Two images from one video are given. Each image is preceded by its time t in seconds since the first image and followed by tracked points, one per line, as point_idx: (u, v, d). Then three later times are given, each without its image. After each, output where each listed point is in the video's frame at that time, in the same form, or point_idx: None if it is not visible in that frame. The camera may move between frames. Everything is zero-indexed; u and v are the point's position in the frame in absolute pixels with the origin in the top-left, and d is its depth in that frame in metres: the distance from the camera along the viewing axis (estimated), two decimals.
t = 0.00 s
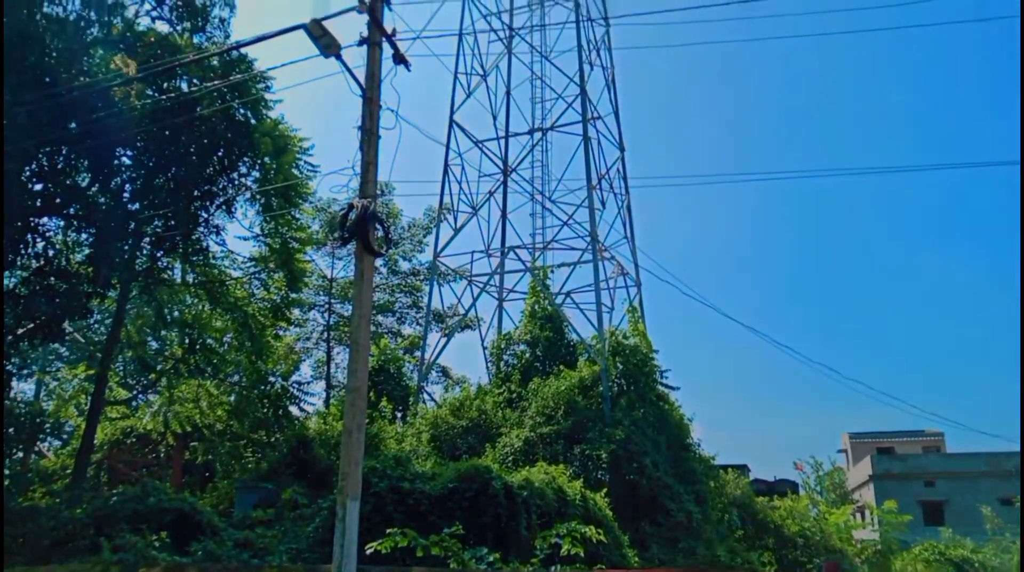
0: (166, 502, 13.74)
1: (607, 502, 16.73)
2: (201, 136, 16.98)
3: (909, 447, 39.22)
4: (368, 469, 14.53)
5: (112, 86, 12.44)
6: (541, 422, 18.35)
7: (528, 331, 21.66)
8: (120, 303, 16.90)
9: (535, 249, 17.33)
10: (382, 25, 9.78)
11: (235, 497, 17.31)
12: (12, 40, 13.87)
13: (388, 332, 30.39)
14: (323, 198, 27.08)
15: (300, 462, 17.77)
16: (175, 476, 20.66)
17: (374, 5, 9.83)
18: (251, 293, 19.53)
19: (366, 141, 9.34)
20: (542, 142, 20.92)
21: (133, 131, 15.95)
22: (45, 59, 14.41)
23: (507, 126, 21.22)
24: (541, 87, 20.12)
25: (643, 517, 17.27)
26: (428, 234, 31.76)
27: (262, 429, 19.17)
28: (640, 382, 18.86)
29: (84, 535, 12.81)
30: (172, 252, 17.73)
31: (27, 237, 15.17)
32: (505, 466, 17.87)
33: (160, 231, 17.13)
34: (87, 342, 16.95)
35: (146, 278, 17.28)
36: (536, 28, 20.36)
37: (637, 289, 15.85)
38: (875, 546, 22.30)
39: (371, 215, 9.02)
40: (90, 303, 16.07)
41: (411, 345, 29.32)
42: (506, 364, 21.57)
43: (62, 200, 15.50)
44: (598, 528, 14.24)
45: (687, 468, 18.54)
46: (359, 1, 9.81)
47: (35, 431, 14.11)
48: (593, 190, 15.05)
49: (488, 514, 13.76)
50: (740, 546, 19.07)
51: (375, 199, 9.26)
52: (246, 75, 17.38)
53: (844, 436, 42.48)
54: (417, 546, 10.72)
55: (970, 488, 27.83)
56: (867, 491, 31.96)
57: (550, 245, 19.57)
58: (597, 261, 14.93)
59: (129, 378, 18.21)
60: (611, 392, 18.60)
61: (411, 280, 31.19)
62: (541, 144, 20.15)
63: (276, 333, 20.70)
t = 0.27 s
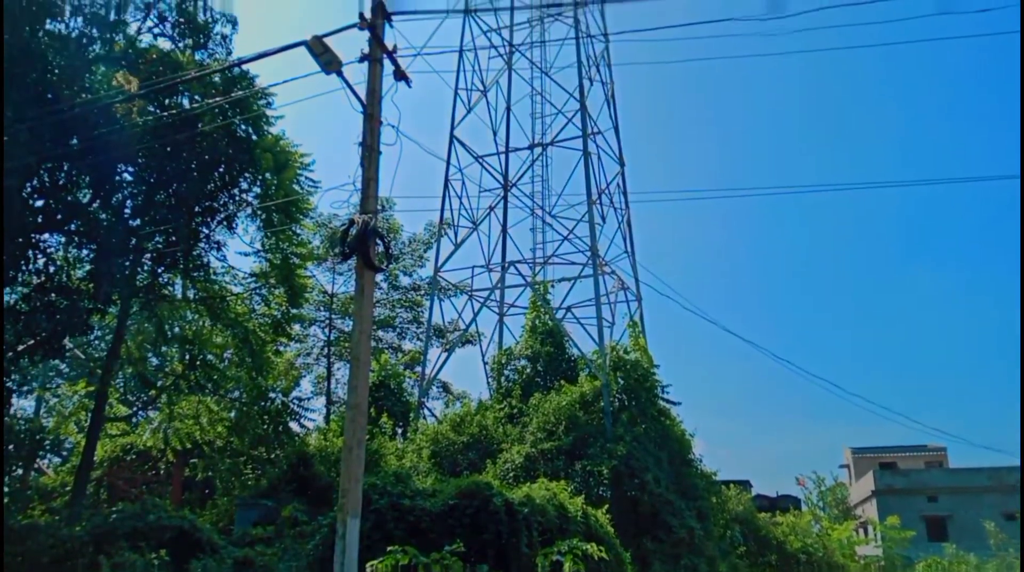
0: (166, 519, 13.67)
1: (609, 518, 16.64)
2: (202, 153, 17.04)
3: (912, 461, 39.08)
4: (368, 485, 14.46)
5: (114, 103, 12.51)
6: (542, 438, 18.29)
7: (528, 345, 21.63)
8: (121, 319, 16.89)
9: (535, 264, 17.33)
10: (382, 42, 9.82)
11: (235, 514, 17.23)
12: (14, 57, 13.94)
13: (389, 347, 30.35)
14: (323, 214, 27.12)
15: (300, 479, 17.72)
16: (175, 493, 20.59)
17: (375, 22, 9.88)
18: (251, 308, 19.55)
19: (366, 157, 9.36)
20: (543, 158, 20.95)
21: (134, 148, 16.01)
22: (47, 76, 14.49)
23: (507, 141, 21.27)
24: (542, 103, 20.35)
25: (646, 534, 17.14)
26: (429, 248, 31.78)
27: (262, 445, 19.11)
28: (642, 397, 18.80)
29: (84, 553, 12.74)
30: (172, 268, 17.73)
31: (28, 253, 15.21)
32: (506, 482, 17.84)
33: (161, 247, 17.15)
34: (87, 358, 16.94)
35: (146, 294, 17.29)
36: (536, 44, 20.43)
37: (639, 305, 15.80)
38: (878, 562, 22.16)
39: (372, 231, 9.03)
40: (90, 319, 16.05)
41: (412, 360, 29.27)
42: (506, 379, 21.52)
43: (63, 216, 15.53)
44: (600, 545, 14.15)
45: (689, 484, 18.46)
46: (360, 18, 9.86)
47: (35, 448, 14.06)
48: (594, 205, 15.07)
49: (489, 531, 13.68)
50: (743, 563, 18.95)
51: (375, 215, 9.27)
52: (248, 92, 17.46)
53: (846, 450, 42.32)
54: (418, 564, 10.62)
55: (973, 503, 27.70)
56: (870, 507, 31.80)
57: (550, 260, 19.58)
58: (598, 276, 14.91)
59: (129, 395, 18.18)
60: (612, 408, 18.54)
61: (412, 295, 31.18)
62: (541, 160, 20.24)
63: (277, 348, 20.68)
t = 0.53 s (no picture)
0: (165, 536, 13.61)
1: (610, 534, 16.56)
2: (203, 169, 17.11)
3: (914, 475, 38.95)
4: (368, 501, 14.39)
5: (115, 121, 12.57)
6: (543, 453, 18.25)
7: (529, 360, 21.62)
8: (121, 334, 16.84)
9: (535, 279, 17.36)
10: (382, 59, 9.89)
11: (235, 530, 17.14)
12: (16, 74, 14.05)
13: (389, 362, 30.32)
14: (323, 229, 27.18)
15: (300, 495, 17.64)
16: (175, 510, 20.46)
17: (375, 40, 9.95)
18: (252, 323, 19.58)
19: (367, 173, 9.40)
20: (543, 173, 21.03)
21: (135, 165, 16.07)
22: (49, 93, 14.56)
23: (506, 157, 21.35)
24: (542, 116, 22.13)
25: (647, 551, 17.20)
26: (429, 263, 31.82)
27: (262, 460, 19.00)
28: (642, 411, 18.75)
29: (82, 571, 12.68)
30: (172, 284, 17.75)
31: (29, 269, 15.26)
32: (507, 498, 17.78)
33: (161, 263, 17.16)
34: (87, 374, 16.95)
35: (147, 309, 17.32)
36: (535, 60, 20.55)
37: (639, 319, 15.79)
38: None
39: (372, 246, 9.05)
40: (91, 335, 16.04)
41: (413, 376, 29.22)
42: (506, 394, 21.50)
43: (64, 232, 15.56)
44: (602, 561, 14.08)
45: (690, 499, 18.39)
46: (360, 36, 9.92)
47: (35, 464, 14.03)
48: (593, 220, 15.11)
49: (490, 547, 13.62)
50: None
51: (376, 231, 9.29)
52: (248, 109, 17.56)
53: (848, 465, 42.18)
54: None
55: (977, 517, 27.75)
56: (873, 522, 31.65)
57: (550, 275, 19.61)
58: (597, 289, 14.91)
59: (129, 411, 18.15)
60: (613, 422, 18.49)
61: (412, 310, 31.19)
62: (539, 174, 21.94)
63: (277, 364, 20.66)
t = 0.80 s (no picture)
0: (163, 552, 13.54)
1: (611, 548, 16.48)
2: (203, 184, 17.15)
3: (916, 489, 38.82)
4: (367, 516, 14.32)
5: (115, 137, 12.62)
6: (543, 467, 18.21)
7: (529, 374, 21.59)
8: (121, 349, 16.84)
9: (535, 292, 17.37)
10: (382, 75, 9.95)
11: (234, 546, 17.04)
12: (17, 91, 14.12)
13: (389, 376, 30.26)
14: (324, 243, 27.21)
15: (300, 511, 17.56)
16: (173, 526, 20.46)
17: (375, 56, 10.01)
18: (251, 338, 19.58)
19: (366, 187, 9.43)
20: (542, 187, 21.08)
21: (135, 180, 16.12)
22: (50, 109, 14.61)
23: (506, 171, 21.41)
24: (542, 132, 21.89)
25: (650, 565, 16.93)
26: (429, 277, 31.83)
27: (261, 475, 18.90)
28: (643, 425, 18.70)
29: None
30: (172, 299, 17.77)
31: (29, 285, 15.29)
32: (508, 513, 17.70)
33: (161, 278, 17.19)
34: (86, 390, 16.93)
35: (146, 324, 17.34)
36: (536, 75, 20.58)
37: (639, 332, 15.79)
38: None
39: (372, 260, 9.06)
40: (90, 350, 16.02)
41: (413, 390, 29.16)
42: (507, 408, 21.46)
43: (64, 248, 15.58)
44: None
45: (691, 514, 18.31)
46: (360, 52, 9.99)
47: (33, 480, 13.98)
48: (593, 233, 15.14)
49: (490, 563, 13.55)
50: None
51: (376, 245, 9.31)
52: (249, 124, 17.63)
53: (850, 478, 42.00)
54: None
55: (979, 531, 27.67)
56: (875, 536, 31.49)
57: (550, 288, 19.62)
58: (597, 302, 14.91)
59: (129, 426, 18.12)
60: (613, 436, 18.44)
61: (412, 324, 31.18)
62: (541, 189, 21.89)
63: (277, 379, 20.63)
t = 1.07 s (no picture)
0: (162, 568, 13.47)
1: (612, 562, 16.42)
2: (203, 197, 17.16)
3: (918, 500, 38.69)
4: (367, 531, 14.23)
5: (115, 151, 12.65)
6: (544, 480, 18.15)
7: (529, 386, 21.54)
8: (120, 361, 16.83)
9: (535, 304, 17.35)
10: (382, 88, 9.97)
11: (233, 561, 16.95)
12: (18, 105, 14.13)
13: (389, 389, 30.20)
14: (323, 256, 27.21)
15: (299, 525, 17.52)
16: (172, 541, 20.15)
17: (375, 69, 10.04)
18: (251, 351, 19.55)
19: (366, 200, 9.44)
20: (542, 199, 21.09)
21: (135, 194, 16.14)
22: (50, 123, 14.68)
23: (506, 183, 21.45)
24: (541, 143, 21.58)
25: None
26: (429, 289, 31.81)
27: (260, 489, 18.85)
28: (644, 437, 18.64)
29: None
30: (172, 312, 17.77)
31: (29, 298, 15.27)
32: (508, 526, 17.64)
33: (161, 291, 17.19)
34: (85, 404, 16.87)
35: (146, 338, 17.34)
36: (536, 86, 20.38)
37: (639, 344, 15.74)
38: None
39: (372, 273, 9.05)
40: (90, 363, 15.99)
41: (412, 402, 29.08)
42: (507, 420, 21.39)
43: (63, 260, 15.56)
44: None
45: (693, 526, 18.22)
46: (359, 66, 10.01)
47: (31, 496, 13.92)
48: (593, 245, 15.14)
49: None
50: None
51: (375, 257, 9.30)
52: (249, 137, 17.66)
53: (851, 489, 41.83)
54: None
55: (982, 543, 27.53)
56: (877, 548, 31.34)
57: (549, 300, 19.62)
58: (597, 314, 14.90)
59: (128, 440, 18.07)
60: (614, 448, 18.36)
61: (412, 336, 31.15)
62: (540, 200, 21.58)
63: (276, 392, 20.57)
